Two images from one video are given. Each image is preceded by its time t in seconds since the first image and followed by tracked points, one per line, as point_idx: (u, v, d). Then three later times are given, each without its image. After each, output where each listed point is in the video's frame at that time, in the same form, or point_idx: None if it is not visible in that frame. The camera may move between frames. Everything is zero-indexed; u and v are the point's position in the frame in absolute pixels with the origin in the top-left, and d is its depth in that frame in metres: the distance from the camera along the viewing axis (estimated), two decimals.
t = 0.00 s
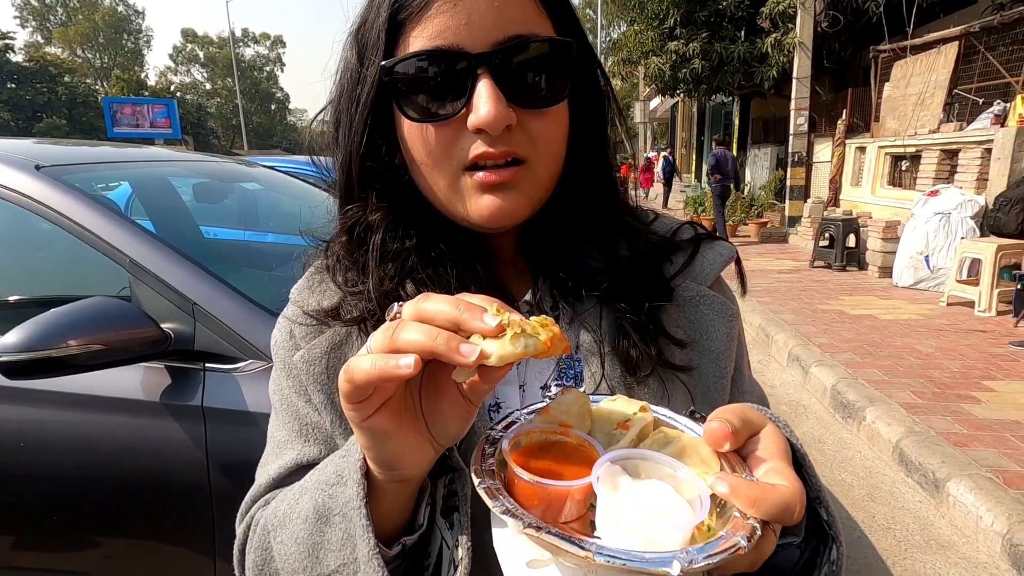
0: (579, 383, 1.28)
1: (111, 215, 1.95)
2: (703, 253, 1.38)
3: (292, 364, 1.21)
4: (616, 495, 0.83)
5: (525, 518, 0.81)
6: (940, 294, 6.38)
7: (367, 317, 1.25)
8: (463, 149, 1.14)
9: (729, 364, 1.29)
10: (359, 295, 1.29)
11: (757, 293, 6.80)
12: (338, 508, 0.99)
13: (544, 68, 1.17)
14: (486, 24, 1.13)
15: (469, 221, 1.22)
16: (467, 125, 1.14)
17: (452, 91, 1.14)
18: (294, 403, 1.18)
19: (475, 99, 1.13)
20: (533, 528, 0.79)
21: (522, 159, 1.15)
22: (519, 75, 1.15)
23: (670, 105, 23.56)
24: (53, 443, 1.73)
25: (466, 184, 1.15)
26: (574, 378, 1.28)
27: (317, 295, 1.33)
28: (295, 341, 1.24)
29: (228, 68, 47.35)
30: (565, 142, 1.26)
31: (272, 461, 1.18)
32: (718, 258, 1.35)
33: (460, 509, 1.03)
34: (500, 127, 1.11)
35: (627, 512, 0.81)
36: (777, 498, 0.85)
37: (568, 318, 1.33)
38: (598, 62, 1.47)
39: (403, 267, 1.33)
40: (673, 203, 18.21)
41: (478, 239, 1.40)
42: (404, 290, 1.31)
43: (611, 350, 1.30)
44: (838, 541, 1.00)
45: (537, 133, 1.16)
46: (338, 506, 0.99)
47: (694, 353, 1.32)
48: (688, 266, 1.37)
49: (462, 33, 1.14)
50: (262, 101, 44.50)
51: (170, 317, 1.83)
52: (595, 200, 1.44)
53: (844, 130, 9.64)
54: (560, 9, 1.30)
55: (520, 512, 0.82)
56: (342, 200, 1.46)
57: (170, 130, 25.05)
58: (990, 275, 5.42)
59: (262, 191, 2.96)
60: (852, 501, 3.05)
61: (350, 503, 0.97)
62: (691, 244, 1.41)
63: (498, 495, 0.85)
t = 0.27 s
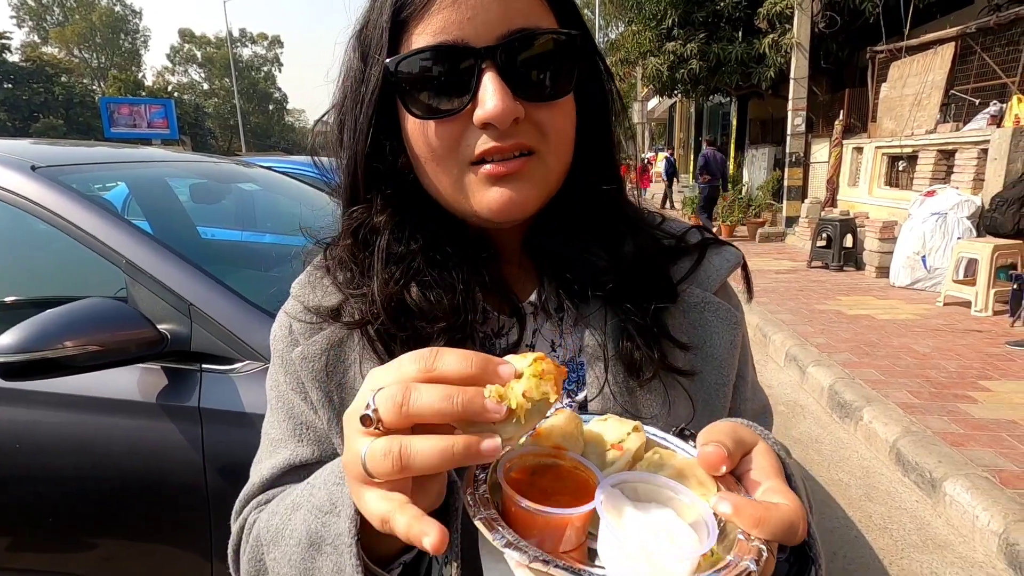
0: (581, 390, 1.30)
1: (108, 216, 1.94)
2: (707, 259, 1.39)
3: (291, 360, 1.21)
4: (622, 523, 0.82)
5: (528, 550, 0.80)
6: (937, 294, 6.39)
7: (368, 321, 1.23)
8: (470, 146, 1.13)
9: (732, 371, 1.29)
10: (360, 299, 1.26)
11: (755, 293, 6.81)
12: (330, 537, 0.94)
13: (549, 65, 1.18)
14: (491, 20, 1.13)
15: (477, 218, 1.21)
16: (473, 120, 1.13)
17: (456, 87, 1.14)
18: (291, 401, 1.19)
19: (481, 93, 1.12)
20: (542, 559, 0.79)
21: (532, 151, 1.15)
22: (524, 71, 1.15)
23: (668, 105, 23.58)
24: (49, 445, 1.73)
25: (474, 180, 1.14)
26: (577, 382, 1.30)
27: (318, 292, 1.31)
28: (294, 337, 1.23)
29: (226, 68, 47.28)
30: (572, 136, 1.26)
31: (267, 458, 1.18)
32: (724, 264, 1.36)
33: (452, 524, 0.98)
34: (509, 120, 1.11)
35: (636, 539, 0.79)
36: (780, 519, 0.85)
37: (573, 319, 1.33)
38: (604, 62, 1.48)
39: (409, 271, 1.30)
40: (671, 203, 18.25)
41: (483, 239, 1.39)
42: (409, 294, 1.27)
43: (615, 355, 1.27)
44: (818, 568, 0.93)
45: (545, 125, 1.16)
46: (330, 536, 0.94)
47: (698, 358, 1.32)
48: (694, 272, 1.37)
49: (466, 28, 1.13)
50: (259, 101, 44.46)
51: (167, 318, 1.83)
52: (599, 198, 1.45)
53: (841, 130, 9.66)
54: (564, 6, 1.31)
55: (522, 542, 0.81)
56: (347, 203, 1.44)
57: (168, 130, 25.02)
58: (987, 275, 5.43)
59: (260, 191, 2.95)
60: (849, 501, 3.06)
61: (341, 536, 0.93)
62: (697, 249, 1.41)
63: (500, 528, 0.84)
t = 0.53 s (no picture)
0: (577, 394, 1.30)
1: (101, 219, 1.94)
2: (703, 265, 1.38)
3: (285, 360, 1.21)
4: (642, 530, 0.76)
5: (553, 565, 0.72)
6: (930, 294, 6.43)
7: (365, 327, 1.22)
8: (474, 150, 1.13)
9: (724, 377, 1.30)
10: (357, 304, 1.25)
11: (750, 294, 6.84)
12: (331, 546, 0.94)
13: (548, 67, 1.18)
14: (489, 22, 1.14)
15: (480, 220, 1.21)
16: (476, 124, 1.13)
17: (457, 91, 1.14)
18: (284, 402, 1.19)
19: (482, 96, 1.12)
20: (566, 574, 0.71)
21: (535, 151, 1.15)
22: (524, 74, 1.15)
23: (663, 107, 23.65)
24: (42, 449, 1.72)
25: (477, 184, 1.14)
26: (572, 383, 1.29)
27: (314, 292, 1.31)
28: (288, 337, 1.23)
29: (221, 70, 47.17)
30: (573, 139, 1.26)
31: (259, 460, 1.17)
32: (718, 271, 1.36)
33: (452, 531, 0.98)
34: (513, 123, 1.11)
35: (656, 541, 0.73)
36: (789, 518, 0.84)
37: (569, 322, 1.33)
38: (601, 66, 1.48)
39: (409, 277, 1.29)
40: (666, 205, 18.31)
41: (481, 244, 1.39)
42: (409, 299, 1.27)
43: (612, 360, 1.27)
44: None
45: (547, 127, 1.16)
46: (330, 545, 0.93)
47: (692, 362, 1.32)
48: (689, 278, 1.36)
49: (464, 32, 1.14)
50: (254, 104, 44.39)
51: (160, 321, 1.82)
52: (596, 201, 1.46)
53: (835, 132, 9.71)
54: (562, 10, 1.32)
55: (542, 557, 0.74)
56: (344, 211, 1.43)
57: (162, 132, 24.96)
58: (979, 275, 5.47)
59: (254, 194, 2.94)
60: (844, 501, 3.07)
61: (345, 545, 0.92)
62: (693, 254, 1.40)
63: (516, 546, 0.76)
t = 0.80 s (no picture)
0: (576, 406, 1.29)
1: (94, 226, 1.93)
2: (699, 281, 1.40)
3: (281, 363, 1.20)
4: (649, 558, 0.73)
5: None
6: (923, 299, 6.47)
7: (364, 324, 1.22)
8: (476, 154, 1.13)
9: (717, 388, 1.33)
10: (357, 301, 1.26)
11: (744, 299, 6.86)
12: (337, 560, 0.93)
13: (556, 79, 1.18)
14: (503, 33, 1.15)
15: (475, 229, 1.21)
16: (475, 129, 1.14)
17: (465, 96, 1.14)
18: (279, 406, 1.18)
19: (482, 103, 1.13)
20: None
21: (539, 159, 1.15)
22: (532, 83, 1.16)
23: (657, 113, 23.79)
24: (33, 458, 1.71)
25: (473, 187, 1.14)
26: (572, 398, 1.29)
27: (312, 293, 1.30)
28: (286, 340, 1.22)
29: (216, 76, 47.16)
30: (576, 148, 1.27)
31: (251, 463, 1.16)
32: (713, 288, 1.38)
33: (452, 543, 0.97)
34: (507, 134, 1.11)
35: (663, 568, 0.72)
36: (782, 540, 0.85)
37: (569, 334, 1.33)
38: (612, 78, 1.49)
39: (409, 277, 1.29)
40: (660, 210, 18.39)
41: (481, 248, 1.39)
42: (408, 297, 1.27)
43: (609, 370, 1.28)
44: None
45: (552, 135, 1.17)
46: (336, 560, 0.93)
47: (688, 378, 1.34)
48: (685, 293, 1.39)
49: (476, 39, 1.15)
50: (249, 110, 44.36)
51: (154, 328, 1.82)
52: (598, 209, 1.47)
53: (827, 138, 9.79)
54: (572, 23, 1.33)
55: None
56: (347, 205, 1.42)
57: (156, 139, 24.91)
58: (970, 279, 5.51)
59: (249, 201, 2.94)
60: (839, 505, 3.08)
61: (353, 560, 0.91)
62: (690, 271, 1.43)
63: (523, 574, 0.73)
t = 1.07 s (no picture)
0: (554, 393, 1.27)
1: (84, 236, 1.92)
2: (673, 273, 1.39)
3: (268, 365, 1.21)
4: (597, 527, 0.75)
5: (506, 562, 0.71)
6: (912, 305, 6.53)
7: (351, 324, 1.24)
8: (464, 157, 1.15)
9: (699, 376, 1.28)
10: (342, 302, 1.27)
11: (736, 306, 6.90)
12: (300, 543, 0.94)
13: (522, 87, 1.20)
14: (476, 44, 1.18)
15: (464, 224, 1.22)
16: (464, 132, 1.15)
17: (443, 100, 1.16)
18: (264, 407, 1.19)
19: (473, 108, 1.15)
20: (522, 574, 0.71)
21: (518, 161, 1.17)
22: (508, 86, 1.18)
23: (649, 122, 23.96)
24: (23, 470, 1.69)
25: (465, 187, 1.16)
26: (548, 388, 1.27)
27: (297, 301, 1.32)
28: (272, 343, 1.24)
29: (208, 86, 47.11)
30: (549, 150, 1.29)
31: (239, 464, 1.17)
32: (687, 279, 1.37)
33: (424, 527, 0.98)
34: (500, 132, 1.14)
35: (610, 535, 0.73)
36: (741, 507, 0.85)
37: (546, 324, 1.30)
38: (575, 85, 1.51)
39: (388, 280, 1.29)
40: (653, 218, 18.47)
41: (458, 249, 1.38)
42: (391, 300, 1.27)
43: (584, 356, 1.26)
44: (777, 569, 0.93)
45: (528, 136, 1.19)
46: (300, 541, 0.94)
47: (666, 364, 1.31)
48: (660, 284, 1.38)
49: (453, 51, 1.18)
50: (241, 119, 44.30)
51: (144, 339, 1.81)
52: (572, 212, 1.48)
53: (816, 146, 9.90)
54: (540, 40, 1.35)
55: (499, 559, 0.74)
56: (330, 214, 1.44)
57: (147, 147, 24.83)
58: (958, 285, 5.57)
59: (242, 210, 2.94)
60: (831, 511, 3.09)
61: (313, 540, 0.92)
62: (663, 262, 1.42)
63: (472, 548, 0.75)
